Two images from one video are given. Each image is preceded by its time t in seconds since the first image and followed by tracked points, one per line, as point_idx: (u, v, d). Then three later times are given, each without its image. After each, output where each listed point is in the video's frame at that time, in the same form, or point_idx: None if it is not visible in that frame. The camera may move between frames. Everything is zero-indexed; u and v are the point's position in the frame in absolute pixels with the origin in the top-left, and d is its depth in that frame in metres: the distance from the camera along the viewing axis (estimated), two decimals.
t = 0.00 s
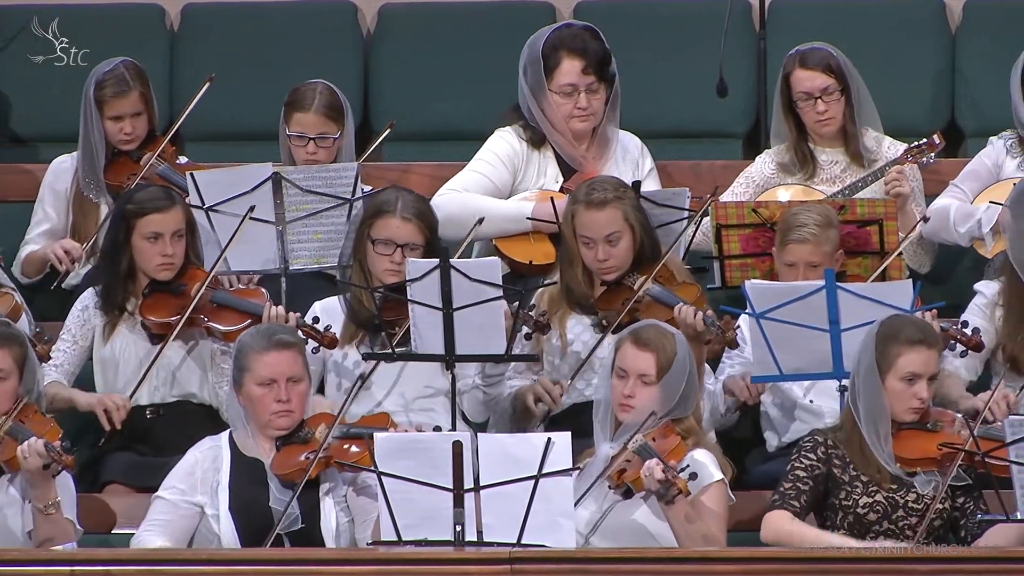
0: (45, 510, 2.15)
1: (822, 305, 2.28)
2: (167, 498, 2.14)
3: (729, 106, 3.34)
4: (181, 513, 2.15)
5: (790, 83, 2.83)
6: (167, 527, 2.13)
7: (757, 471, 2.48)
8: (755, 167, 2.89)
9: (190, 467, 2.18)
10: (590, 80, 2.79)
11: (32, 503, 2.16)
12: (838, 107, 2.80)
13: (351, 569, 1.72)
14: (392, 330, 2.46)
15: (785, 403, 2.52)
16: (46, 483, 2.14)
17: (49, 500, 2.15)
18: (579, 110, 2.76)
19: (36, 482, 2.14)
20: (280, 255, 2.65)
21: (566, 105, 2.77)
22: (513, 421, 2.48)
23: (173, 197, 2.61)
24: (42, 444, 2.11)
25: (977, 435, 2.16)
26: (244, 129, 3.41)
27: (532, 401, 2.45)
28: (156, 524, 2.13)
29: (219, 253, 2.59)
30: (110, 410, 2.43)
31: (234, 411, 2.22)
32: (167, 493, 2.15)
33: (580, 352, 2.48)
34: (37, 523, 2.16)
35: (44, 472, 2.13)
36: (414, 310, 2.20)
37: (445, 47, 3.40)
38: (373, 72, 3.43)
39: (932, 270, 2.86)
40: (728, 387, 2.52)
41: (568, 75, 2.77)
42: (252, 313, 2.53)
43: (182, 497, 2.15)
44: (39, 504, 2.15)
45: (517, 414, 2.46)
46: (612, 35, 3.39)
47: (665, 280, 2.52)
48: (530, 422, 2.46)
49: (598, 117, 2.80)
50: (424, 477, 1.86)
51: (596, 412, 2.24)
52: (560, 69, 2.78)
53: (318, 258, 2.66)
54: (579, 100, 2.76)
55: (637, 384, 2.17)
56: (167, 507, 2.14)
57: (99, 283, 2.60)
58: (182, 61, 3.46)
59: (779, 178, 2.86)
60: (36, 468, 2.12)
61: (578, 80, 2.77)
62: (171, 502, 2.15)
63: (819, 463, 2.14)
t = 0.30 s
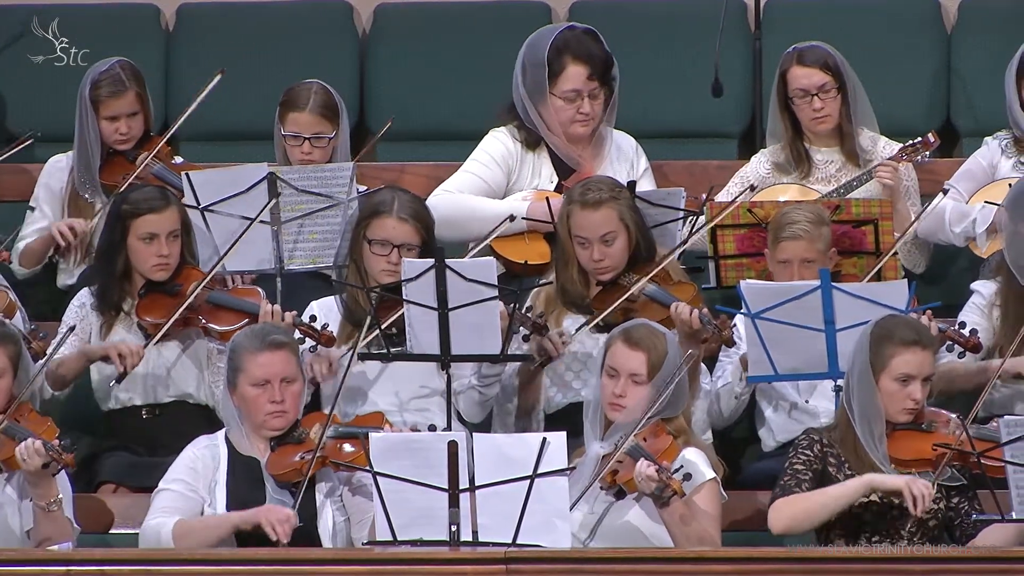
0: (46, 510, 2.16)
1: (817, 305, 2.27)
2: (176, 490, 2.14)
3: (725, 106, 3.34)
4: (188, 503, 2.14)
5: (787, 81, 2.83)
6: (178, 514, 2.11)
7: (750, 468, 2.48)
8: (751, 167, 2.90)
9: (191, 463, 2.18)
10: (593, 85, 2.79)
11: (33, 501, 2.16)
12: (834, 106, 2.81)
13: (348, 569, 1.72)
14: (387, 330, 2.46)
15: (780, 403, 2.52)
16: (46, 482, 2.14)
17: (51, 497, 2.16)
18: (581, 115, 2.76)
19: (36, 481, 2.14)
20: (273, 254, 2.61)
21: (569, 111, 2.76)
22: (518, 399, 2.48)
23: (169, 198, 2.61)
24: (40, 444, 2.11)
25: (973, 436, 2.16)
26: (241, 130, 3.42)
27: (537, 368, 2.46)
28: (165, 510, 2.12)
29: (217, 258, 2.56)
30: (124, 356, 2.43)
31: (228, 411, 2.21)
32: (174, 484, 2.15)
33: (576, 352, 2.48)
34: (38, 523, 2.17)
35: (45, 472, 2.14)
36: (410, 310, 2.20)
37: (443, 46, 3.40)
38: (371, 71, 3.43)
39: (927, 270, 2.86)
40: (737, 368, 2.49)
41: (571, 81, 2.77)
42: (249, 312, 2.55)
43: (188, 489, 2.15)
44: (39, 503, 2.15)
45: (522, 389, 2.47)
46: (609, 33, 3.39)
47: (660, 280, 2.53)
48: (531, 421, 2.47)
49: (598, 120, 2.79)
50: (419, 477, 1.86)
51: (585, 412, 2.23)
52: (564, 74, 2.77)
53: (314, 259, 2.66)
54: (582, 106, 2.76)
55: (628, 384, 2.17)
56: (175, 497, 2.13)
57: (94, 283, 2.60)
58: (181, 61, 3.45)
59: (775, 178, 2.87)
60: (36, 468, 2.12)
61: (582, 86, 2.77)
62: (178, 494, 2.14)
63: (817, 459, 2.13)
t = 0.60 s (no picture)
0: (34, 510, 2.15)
1: (811, 305, 2.28)
2: (171, 492, 2.13)
3: (722, 106, 3.34)
4: (183, 505, 2.13)
5: (783, 80, 2.83)
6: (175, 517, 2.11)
7: (745, 466, 2.48)
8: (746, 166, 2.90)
9: (186, 464, 2.17)
10: (589, 85, 2.79)
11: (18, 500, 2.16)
12: (830, 105, 2.81)
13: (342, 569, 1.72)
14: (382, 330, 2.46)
15: (774, 403, 2.52)
16: (32, 482, 2.13)
17: (34, 496, 2.14)
18: (576, 115, 2.76)
19: (22, 481, 2.13)
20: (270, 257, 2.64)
21: (564, 110, 2.76)
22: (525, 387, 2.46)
23: (165, 198, 2.61)
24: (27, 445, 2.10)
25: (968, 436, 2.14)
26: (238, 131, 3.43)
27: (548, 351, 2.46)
28: (162, 511, 2.11)
29: (209, 254, 2.59)
30: (145, 346, 2.42)
31: (222, 411, 2.21)
32: (169, 486, 2.14)
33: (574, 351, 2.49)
34: (26, 524, 2.16)
35: (32, 474, 2.13)
36: (405, 311, 2.19)
37: (440, 46, 3.40)
38: (368, 71, 3.42)
39: (922, 270, 2.86)
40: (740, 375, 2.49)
41: (568, 81, 2.77)
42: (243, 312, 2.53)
43: (183, 490, 2.14)
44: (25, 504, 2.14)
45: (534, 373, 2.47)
46: (606, 33, 3.38)
47: (655, 280, 2.52)
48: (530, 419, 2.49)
49: (595, 121, 2.79)
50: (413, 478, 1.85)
51: (579, 411, 2.25)
52: (560, 74, 2.77)
53: (309, 259, 2.67)
54: (578, 106, 2.76)
55: (619, 385, 2.17)
56: (170, 498, 2.13)
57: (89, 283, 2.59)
58: (180, 61, 3.45)
59: (770, 178, 2.86)
60: (23, 470, 2.10)
61: (578, 85, 2.77)
62: (172, 497, 2.13)
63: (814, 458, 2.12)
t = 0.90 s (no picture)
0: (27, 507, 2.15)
1: (807, 305, 2.27)
2: (152, 502, 2.14)
3: (717, 106, 3.34)
4: (165, 518, 2.14)
5: (779, 80, 2.82)
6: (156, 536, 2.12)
7: (740, 465, 2.48)
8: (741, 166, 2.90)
9: (173, 470, 2.17)
10: (579, 82, 2.79)
11: (13, 498, 2.16)
12: (825, 106, 2.81)
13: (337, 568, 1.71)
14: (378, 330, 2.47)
15: (769, 403, 2.52)
16: (26, 480, 2.13)
17: (28, 495, 2.14)
18: (568, 113, 2.75)
19: (15, 478, 2.13)
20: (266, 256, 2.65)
21: (555, 108, 2.76)
22: (501, 408, 2.48)
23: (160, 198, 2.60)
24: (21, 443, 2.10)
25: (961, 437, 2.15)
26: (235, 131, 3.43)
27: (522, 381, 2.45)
28: (141, 527, 2.13)
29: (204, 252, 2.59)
30: (127, 364, 2.40)
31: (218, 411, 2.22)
32: (152, 495, 2.15)
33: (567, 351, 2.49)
34: (21, 523, 2.16)
35: (25, 471, 2.13)
36: (400, 311, 2.19)
37: (437, 47, 3.40)
38: (364, 72, 3.42)
39: (918, 270, 2.87)
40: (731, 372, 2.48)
41: (558, 78, 2.77)
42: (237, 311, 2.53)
43: (167, 500, 2.15)
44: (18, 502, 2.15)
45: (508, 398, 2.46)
46: (602, 34, 3.39)
47: (651, 280, 2.53)
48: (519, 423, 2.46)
49: (586, 118, 2.79)
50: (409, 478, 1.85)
51: (575, 411, 2.24)
52: (551, 71, 2.77)
53: (303, 258, 2.67)
54: (568, 102, 2.76)
55: (616, 385, 2.16)
56: (152, 511, 2.14)
57: (84, 284, 2.59)
58: (177, 60, 3.45)
59: (764, 178, 2.86)
60: (16, 467, 2.11)
61: (568, 83, 2.77)
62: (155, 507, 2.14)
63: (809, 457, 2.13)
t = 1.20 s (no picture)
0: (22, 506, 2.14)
1: (802, 304, 2.27)
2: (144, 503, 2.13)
3: (712, 106, 3.35)
4: (157, 523, 2.14)
5: (775, 80, 2.82)
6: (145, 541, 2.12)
7: (735, 464, 2.48)
8: (737, 166, 2.91)
9: (167, 471, 2.16)
10: (571, 78, 2.79)
11: (9, 498, 2.15)
12: (821, 105, 2.80)
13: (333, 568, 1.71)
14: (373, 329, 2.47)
15: (765, 403, 2.53)
16: (22, 479, 2.12)
17: (24, 494, 2.14)
18: (561, 109, 2.76)
19: (11, 478, 2.12)
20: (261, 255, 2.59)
21: (548, 105, 2.77)
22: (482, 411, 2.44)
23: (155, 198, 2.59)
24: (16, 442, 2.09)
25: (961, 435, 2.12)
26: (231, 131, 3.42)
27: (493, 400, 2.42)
28: (132, 530, 2.12)
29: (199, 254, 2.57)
30: (104, 381, 2.41)
31: (215, 411, 2.21)
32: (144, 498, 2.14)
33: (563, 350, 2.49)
34: (17, 523, 2.16)
35: (20, 470, 2.12)
36: (395, 310, 2.18)
37: (432, 47, 3.39)
38: (359, 71, 3.42)
39: (913, 270, 2.87)
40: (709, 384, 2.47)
41: (549, 75, 2.77)
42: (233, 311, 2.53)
43: (159, 504, 2.14)
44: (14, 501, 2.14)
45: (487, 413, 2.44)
46: (597, 34, 3.39)
47: (647, 280, 2.53)
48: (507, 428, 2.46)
49: (580, 116, 2.79)
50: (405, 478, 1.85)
51: (573, 410, 2.23)
52: (542, 68, 2.78)
53: (298, 259, 2.62)
54: (562, 99, 2.76)
55: (613, 385, 2.16)
56: (144, 513, 2.13)
57: (80, 284, 2.59)
58: (172, 59, 3.44)
59: (760, 177, 2.87)
60: (12, 467, 2.10)
61: (559, 79, 2.78)
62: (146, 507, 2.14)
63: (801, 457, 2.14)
